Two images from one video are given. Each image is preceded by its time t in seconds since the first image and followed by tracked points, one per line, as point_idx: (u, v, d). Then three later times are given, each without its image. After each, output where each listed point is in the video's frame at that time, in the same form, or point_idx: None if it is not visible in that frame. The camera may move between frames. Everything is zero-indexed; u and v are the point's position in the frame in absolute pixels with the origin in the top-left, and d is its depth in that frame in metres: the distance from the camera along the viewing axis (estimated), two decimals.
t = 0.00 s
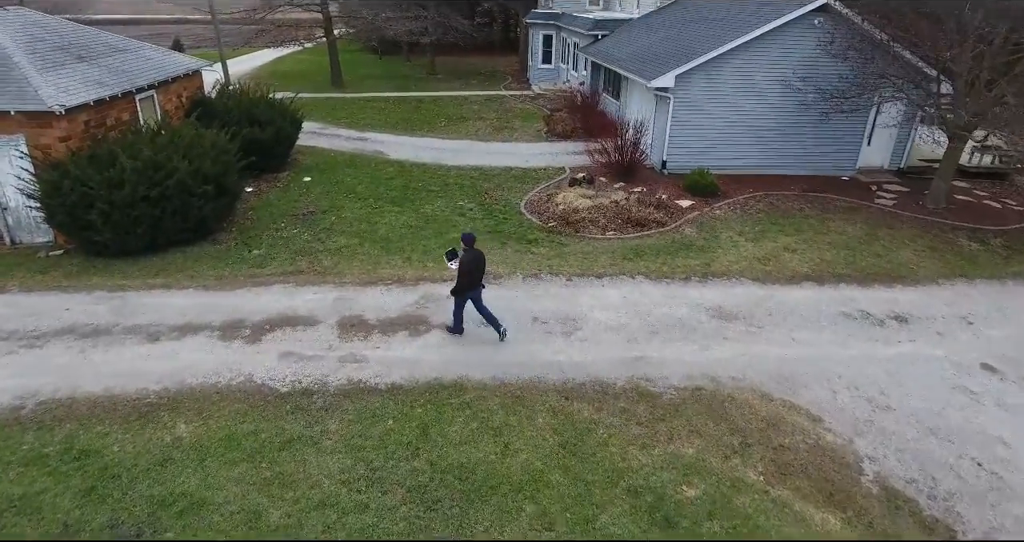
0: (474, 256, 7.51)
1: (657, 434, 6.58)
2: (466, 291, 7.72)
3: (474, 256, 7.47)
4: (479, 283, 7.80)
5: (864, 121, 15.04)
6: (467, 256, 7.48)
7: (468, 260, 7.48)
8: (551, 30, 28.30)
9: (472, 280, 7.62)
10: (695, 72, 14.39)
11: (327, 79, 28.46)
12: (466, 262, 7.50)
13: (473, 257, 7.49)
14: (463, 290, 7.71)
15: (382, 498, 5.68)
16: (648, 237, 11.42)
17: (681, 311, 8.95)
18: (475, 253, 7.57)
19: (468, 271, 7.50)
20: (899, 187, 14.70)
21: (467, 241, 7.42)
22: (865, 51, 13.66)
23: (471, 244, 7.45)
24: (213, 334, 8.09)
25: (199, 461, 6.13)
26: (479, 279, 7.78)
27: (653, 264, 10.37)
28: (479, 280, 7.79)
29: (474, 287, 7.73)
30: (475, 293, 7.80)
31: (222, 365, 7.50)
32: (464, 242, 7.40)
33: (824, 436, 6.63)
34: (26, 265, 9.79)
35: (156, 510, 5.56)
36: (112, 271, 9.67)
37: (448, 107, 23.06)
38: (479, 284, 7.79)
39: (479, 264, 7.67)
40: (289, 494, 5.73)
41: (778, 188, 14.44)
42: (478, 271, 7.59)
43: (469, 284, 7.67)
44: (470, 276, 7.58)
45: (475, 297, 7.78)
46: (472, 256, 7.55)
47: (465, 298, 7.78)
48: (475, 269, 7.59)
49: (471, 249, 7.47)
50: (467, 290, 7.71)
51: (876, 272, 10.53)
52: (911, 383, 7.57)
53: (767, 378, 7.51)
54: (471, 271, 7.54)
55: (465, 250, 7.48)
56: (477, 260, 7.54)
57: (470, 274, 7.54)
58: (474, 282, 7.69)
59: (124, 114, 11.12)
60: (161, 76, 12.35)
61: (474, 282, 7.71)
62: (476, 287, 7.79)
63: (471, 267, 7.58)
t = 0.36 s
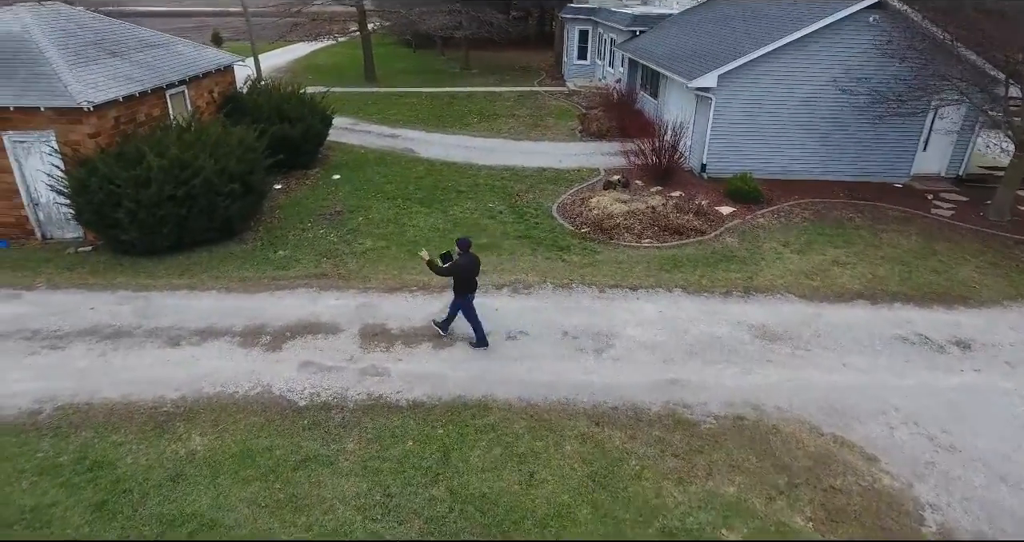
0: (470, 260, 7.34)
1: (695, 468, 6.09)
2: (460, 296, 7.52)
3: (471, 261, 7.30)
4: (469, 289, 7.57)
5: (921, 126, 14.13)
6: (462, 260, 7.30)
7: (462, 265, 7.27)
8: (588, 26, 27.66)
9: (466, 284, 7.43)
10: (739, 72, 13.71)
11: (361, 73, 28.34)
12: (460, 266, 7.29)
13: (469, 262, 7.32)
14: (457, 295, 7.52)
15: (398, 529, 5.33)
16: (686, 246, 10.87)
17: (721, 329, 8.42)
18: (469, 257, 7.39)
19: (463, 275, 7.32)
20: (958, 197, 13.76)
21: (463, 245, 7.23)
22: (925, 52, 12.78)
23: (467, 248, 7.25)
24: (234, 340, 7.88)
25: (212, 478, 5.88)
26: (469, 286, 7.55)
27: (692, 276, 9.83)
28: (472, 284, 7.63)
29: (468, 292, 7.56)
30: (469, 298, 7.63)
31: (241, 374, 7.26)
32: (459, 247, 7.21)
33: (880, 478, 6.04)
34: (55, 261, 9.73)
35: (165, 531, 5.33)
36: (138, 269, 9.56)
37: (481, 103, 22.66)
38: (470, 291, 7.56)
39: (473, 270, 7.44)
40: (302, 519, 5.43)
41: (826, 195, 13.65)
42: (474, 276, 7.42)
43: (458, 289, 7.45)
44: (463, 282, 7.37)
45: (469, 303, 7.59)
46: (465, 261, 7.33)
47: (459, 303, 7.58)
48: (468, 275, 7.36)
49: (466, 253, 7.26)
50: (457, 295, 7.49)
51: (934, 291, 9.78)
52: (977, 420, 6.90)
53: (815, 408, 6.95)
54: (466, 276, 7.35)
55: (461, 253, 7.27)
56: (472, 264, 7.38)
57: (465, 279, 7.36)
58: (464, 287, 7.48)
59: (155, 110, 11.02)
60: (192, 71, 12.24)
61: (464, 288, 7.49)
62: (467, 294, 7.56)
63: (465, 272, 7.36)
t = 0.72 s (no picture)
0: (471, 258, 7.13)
1: (749, 514, 5.50)
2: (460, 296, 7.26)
3: (472, 258, 7.09)
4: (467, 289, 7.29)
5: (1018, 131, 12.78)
6: (464, 258, 7.08)
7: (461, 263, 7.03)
8: (648, 15, 26.60)
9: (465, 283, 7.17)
10: (811, 68, 12.72)
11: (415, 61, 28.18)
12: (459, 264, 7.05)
13: (469, 261, 7.10)
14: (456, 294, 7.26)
15: None
16: (747, 256, 10.13)
17: (783, 353, 7.73)
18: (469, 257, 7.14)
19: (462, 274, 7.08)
20: None
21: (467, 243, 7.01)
22: None
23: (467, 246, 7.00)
24: (270, 340, 7.72)
25: (237, 491, 5.70)
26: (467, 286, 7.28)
27: (752, 290, 9.11)
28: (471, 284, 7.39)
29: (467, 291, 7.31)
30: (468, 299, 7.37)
31: (275, 377, 7.08)
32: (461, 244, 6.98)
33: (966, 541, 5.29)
34: (106, 249, 9.84)
35: None
36: (183, 261, 9.57)
37: (534, 94, 22.10)
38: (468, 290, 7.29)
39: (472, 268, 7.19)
40: None
41: (904, 204, 12.54)
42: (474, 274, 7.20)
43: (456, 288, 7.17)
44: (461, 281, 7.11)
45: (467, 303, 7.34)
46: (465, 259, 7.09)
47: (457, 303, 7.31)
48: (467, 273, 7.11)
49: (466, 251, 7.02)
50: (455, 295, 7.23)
51: None
52: None
53: (889, 452, 6.21)
54: (466, 274, 7.12)
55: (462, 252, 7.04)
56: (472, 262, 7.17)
57: (464, 277, 7.12)
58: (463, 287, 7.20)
59: (206, 99, 11.00)
60: (244, 60, 12.19)
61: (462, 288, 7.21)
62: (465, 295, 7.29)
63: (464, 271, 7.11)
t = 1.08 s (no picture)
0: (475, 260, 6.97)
1: None
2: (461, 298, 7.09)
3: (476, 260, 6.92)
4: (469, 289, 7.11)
5: None
6: (467, 260, 6.91)
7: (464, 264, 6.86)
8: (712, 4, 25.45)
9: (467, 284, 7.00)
10: (890, 65, 11.78)
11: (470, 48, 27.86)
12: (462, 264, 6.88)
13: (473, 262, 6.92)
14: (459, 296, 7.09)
15: None
16: (813, 268, 9.42)
17: (849, 379, 7.09)
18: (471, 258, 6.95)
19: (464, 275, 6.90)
20: None
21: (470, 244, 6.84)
22: None
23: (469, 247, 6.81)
24: (309, 337, 7.60)
25: (267, 494, 5.56)
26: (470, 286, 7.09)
27: (816, 306, 8.44)
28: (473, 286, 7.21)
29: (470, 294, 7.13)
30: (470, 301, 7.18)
31: (311, 376, 6.94)
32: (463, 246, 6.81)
33: None
34: (158, 234, 9.95)
35: None
36: (231, 250, 9.59)
37: (589, 85, 21.46)
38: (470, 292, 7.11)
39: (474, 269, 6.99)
40: None
41: (991, 215, 11.47)
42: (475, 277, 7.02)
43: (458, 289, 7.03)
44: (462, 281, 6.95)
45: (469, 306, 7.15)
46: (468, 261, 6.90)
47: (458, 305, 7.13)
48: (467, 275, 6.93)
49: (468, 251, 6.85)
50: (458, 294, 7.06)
51: None
52: None
53: (972, 501, 5.54)
54: (467, 275, 6.94)
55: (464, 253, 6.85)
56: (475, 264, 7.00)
57: (465, 279, 6.94)
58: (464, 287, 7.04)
59: (259, 87, 11.00)
60: (298, 48, 12.14)
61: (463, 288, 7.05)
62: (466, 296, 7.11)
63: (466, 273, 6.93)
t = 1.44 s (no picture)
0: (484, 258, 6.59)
1: None
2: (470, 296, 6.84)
3: (483, 260, 6.52)
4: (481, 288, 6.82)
5: None
6: (474, 258, 6.56)
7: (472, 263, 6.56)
8: None
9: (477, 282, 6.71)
10: (1009, 65, 10.53)
11: (540, 36, 27.27)
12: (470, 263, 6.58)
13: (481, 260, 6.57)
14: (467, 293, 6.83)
15: None
16: (905, 291, 8.54)
17: (944, 422, 6.31)
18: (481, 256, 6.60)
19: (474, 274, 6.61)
20: None
21: (475, 243, 6.45)
22: None
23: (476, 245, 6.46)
24: (359, 333, 7.46)
25: (307, 497, 5.41)
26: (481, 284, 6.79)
27: (907, 335, 7.62)
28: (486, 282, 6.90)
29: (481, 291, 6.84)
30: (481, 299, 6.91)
31: (359, 376, 6.79)
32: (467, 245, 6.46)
33: None
34: (224, 218, 10.10)
35: None
36: (291, 237, 9.61)
37: (663, 78, 20.54)
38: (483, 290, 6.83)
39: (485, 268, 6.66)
40: None
41: None
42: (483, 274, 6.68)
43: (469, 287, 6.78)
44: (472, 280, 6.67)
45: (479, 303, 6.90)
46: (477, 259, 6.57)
47: (466, 302, 6.90)
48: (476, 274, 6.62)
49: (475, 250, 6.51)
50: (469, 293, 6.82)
51: None
52: None
53: None
54: (475, 273, 6.63)
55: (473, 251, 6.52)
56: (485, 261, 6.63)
57: (472, 277, 6.64)
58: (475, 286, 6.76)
59: (327, 74, 10.96)
60: (367, 35, 12.04)
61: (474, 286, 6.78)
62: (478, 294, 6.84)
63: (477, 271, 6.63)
